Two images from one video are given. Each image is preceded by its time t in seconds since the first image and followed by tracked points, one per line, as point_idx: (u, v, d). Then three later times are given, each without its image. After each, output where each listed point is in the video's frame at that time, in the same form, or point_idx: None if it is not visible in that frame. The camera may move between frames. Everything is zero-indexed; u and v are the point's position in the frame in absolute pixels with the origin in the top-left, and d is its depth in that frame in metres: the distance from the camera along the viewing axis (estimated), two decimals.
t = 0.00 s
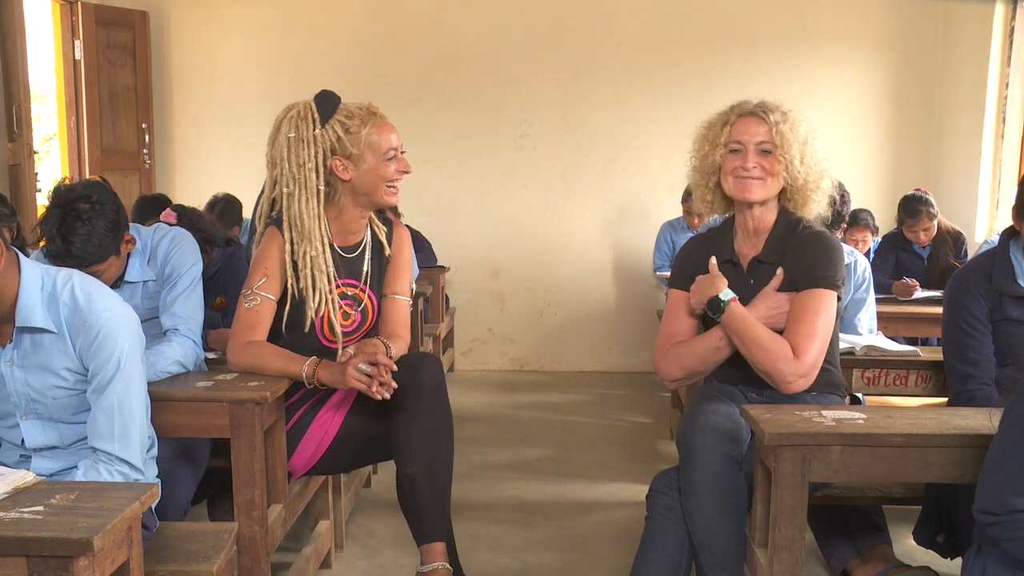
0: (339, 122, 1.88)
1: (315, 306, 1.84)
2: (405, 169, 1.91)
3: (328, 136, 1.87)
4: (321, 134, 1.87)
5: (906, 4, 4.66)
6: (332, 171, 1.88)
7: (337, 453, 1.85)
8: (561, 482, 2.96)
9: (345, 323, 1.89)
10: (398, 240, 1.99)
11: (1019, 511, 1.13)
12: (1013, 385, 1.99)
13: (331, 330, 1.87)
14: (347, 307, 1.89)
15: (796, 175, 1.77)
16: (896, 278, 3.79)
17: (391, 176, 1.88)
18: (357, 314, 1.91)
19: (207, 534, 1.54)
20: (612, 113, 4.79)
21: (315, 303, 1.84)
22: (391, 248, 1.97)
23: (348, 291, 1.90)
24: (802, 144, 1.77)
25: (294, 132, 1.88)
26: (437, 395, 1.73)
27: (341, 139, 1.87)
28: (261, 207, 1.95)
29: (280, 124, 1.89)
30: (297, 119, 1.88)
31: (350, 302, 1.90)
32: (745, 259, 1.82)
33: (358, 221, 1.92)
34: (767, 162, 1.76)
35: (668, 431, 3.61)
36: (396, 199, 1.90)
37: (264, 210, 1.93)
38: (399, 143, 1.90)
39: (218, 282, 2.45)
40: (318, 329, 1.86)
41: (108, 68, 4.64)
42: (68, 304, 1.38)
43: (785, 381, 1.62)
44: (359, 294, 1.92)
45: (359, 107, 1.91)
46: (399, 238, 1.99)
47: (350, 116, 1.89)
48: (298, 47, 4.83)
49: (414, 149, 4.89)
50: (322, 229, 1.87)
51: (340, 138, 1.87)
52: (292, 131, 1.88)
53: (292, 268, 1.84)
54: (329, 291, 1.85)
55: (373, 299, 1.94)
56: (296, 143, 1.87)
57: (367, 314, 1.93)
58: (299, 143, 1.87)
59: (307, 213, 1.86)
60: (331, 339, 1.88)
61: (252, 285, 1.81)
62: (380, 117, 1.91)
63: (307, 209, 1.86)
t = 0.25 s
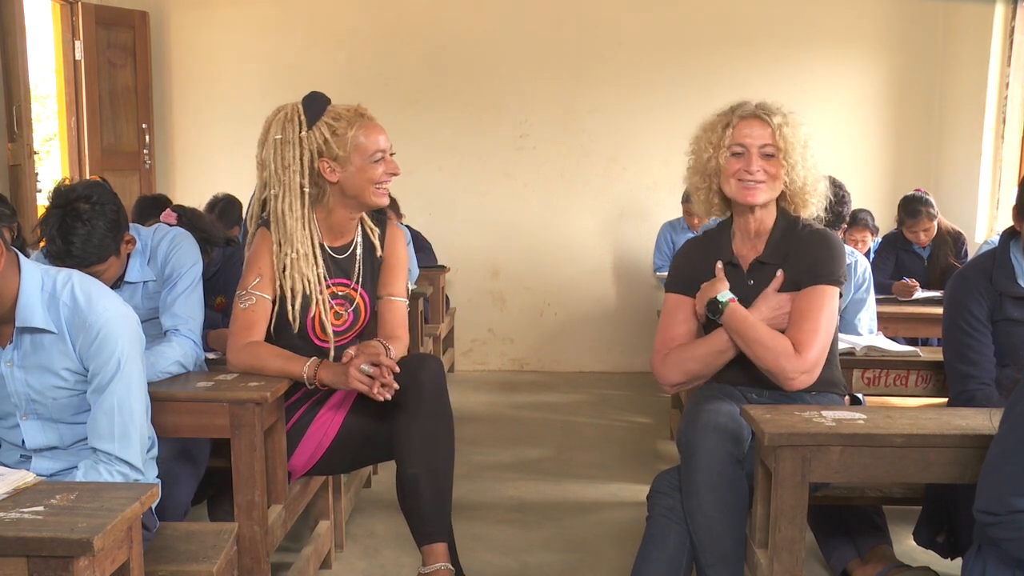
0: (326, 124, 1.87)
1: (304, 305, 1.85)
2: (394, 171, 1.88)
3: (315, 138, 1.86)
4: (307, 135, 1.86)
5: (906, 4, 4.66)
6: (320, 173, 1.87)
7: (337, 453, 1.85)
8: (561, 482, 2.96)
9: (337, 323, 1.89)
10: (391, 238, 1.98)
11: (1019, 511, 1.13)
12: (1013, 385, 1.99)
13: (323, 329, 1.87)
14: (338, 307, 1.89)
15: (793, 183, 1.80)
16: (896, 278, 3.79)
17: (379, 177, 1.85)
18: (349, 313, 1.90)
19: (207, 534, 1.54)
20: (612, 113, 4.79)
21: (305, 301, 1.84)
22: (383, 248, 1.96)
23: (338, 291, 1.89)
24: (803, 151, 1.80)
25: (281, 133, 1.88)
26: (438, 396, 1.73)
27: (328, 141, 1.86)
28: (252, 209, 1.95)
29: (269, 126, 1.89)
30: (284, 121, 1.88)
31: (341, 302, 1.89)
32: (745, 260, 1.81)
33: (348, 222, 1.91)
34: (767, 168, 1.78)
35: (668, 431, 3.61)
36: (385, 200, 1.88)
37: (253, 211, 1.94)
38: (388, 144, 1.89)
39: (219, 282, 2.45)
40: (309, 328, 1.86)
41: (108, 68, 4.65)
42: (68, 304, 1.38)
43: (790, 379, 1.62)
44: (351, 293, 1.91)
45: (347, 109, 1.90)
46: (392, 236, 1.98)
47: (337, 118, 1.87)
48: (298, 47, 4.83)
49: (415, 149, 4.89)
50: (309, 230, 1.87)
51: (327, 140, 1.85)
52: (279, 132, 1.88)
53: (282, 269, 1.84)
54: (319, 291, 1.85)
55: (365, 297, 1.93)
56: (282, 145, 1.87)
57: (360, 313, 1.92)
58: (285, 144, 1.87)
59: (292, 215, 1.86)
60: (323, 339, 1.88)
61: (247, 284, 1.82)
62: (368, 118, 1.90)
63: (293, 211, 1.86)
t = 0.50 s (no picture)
0: (317, 129, 1.86)
1: (298, 307, 1.85)
2: (385, 174, 1.88)
3: (306, 143, 1.85)
4: (298, 141, 1.85)
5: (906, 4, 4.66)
6: (311, 177, 1.86)
7: (337, 452, 1.85)
8: (561, 482, 2.96)
9: (329, 324, 1.89)
10: (385, 240, 1.98)
11: (1019, 511, 1.13)
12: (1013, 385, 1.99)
13: (315, 331, 1.88)
14: (331, 308, 1.89)
15: (753, 179, 1.73)
16: (896, 278, 3.79)
17: (370, 181, 1.85)
18: (342, 313, 1.91)
19: (207, 534, 1.55)
20: (611, 113, 4.79)
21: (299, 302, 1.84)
22: (375, 249, 1.97)
23: (330, 292, 1.89)
24: (767, 145, 1.71)
25: (272, 140, 1.87)
26: (439, 397, 1.74)
27: (319, 146, 1.85)
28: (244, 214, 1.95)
29: (259, 132, 1.88)
30: (275, 127, 1.87)
31: (334, 303, 1.90)
32: (746, 262, 1.81)
33: (340, 224, 1.91)
34: (715, 165, 1.76)
35: (668, 431, 3.61)
36: (377, 203, 1.88)
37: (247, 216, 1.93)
38: (379, 147, 1.88)
39: (218, 282, 2.45)
40: (302, 330, 1.87)
41: (108, 68, 4.65)
42: (68, 304, 1.38)
43: (773, 383, 1.63)
44: (342, 294, 1.91)
45: (337, 113, 1.89)
46: (386, 238, 1.99)
47: (328, 122, 1.87)
48: (298, 47, 4.83)
49: (415, 149, 4.89)
50: (303, 234, 1.87)
51: (318, 145, 1.85)
52: (270, 138, 1.87)
53: (277, 271, 1.83)
54: (310, 293, 1.85)
55: (357, 296, 1.93)
56: (273, 151, 1.86)
57: (353, 313, 1.92)
58: (276, 150, 1.86)
59: (285, 221, 1.85)
60: (315, 340, 1.88)
61: (243, 287, 1.82)
62: (359, 122, 1.89)
63: (286, 216, 1.86)
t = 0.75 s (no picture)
0: (313, 127, 1.86)
1: (296, 305, 1.85)
2: (378, 174, 1.88)
3: (302, 142, 1.86)
4: (295, 139, 1.86)
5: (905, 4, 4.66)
6: (306, 176, 1.86)
7: (337, 452, 1.85)
8: (561, 482, 2.96)
9: (327, 323, 1.89)
10: (379, 241, 1.99)
11: (1019, 511, 1.13)
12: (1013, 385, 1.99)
13: (313, 330, 1.88)
14: (327, 307, 1.89)
15: (738, 180, 1.75)
16: (896, 278, 3.79)
17: (364, 181, 1.85)
18: (338, 312, 1.91)
19: (207, 534, 1.55)
20: (611, 113, 4.79)
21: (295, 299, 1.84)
22: (366, 244, 1.97)
23: (326, 291, 1.89)
24: (754, 147, 1.73)
25: (269, 136, 1.87)
26: (443, 396, 1.74)
27: (315, 145, 1.85)
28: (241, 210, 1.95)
29: (256, 128, 1.88)
30: (272, 123, 1.87)
31: (330, 302, 1.89)
32: (740, 262, 1.81)
33: (333, 223, 1.91)
34: (706, 165, 1.78)
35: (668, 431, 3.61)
36: (371, 202, 1.88)
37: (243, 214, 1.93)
38: (374, 148, 1.89)
39: (218, 282, 2.45)
40: (300, 328, 1.87)
41: (108, 67, 4.65)
42: (68, 304, 1.38)
43: (754, 392, 1.63)
44: (339, 292, 1.91)
45: (333, 113, 1.90)
46: (381, 238, 1.99)
47: (325, 121, 1.87)
48: (298, 47, 4.83)
49: (415, 149, 4.89)
50: (299, 231, 1.87)
51: (314, 144, 1.85)
52: (267, 135, 1.86)
53: (275, 269, 1.83)
54: (308, 292, 1.85)
55: (352, 294, 1.93)
56: (270, 148, 1.86)
57: (349, 311, 1.93)
58: (273, 147, 1.86)
59: (281, 217, 1.85)
60: (313, 339, 1.89)
61: (242, 287, 1.81)
62: (355, 123, 1.90)
63: (282, 213, 1.86)
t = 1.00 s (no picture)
0: (311, 126, 1.86)
1: (295, 303, 1.85)
2: (373, 176, 1.88)
3: (300, 140, 1.85)
4: (293, 137, 1.85)
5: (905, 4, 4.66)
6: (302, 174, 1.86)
7: (338, 453, 1.85)
8: (561, 482, 2.96)
9: (327, 323, 1.89)
10: (378, 242, 1.99)
11: (1019, 511, 1.13)
12: (1013, 385, 1.99)
13: (313, 329, 1.88)
14: (327, 306, 1.89)
15: (731, 181, 1.74)
16: (896, 278, 3.79)
17: (359, 182, 1.85)
18: (338, 311, 1.91)
19: (207, 534, 1.55)
20: (611, 113, 4.79)
21: (294, 297, 1.84)
22: (365, 243, 1.97)
23: (327, 291, 1.89)
24: (746, 147, 1.73)
25: (267, 133, 1.86)
26: (448, 396, 1.74)
27: (312, 144, 1.85)
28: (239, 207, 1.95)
29: (254, 124, 1.88)
30: (271, 120, 1.87)
31: (330, 301, 1.90)
32: (736, 262, 1.81)
33: (329, 221, 1.91)
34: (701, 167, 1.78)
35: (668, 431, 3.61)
36: (366, 203, 1.88)
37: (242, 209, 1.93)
38: (370, 150, 1.88)
39: (218, 282, 2.45)
40: (300, 326, 1.87)
41: (108, 68, 4.65)
42: (68, 304, 1.38)
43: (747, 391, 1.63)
44: (338, 292, 1.91)
45: (332, 113, 1.90)
46: (381, 238, 2.00)
47: (323, 121, 1.87)
48: (298, 47, 4.83)
49: (415, 150, 4.89)
50: (296, 229, 1.87)
51: (311, 143, 1.85)
52: (265, 132, 1.86)
53: (274, 268, 1.82)
54: (307, 291, 1.85)
55: (352, 294, 1.93)
56: (268, 145, 1.86)
57: (349, 310, 1.93)
58: (271, 144, 1.86)
59: (278, 214, 1.86)
60: (313, 338, 1.89)
61: (242, 288, 1.81)
62: (352, 123, 1.90)
63: (278, 210, 1.86)
